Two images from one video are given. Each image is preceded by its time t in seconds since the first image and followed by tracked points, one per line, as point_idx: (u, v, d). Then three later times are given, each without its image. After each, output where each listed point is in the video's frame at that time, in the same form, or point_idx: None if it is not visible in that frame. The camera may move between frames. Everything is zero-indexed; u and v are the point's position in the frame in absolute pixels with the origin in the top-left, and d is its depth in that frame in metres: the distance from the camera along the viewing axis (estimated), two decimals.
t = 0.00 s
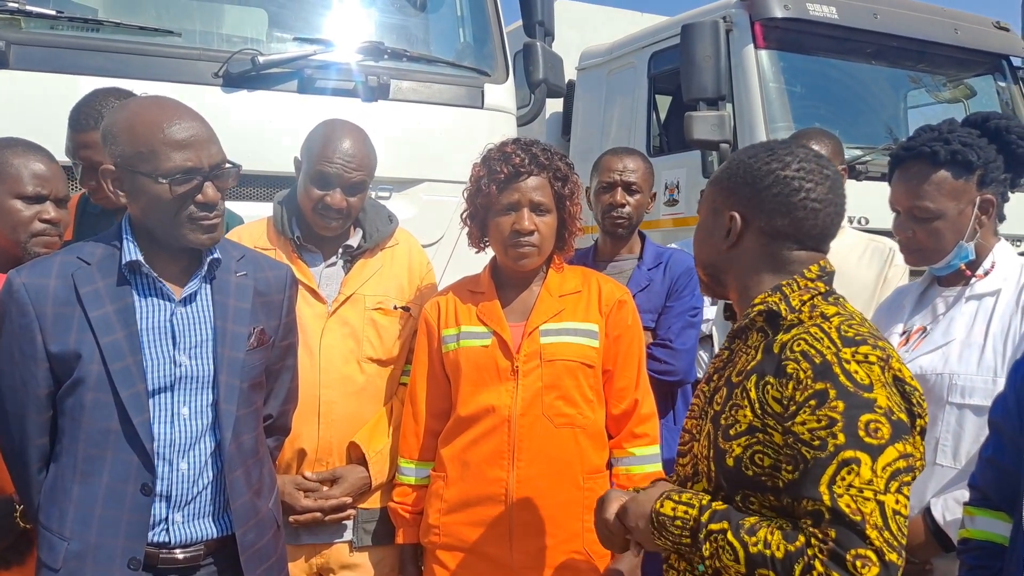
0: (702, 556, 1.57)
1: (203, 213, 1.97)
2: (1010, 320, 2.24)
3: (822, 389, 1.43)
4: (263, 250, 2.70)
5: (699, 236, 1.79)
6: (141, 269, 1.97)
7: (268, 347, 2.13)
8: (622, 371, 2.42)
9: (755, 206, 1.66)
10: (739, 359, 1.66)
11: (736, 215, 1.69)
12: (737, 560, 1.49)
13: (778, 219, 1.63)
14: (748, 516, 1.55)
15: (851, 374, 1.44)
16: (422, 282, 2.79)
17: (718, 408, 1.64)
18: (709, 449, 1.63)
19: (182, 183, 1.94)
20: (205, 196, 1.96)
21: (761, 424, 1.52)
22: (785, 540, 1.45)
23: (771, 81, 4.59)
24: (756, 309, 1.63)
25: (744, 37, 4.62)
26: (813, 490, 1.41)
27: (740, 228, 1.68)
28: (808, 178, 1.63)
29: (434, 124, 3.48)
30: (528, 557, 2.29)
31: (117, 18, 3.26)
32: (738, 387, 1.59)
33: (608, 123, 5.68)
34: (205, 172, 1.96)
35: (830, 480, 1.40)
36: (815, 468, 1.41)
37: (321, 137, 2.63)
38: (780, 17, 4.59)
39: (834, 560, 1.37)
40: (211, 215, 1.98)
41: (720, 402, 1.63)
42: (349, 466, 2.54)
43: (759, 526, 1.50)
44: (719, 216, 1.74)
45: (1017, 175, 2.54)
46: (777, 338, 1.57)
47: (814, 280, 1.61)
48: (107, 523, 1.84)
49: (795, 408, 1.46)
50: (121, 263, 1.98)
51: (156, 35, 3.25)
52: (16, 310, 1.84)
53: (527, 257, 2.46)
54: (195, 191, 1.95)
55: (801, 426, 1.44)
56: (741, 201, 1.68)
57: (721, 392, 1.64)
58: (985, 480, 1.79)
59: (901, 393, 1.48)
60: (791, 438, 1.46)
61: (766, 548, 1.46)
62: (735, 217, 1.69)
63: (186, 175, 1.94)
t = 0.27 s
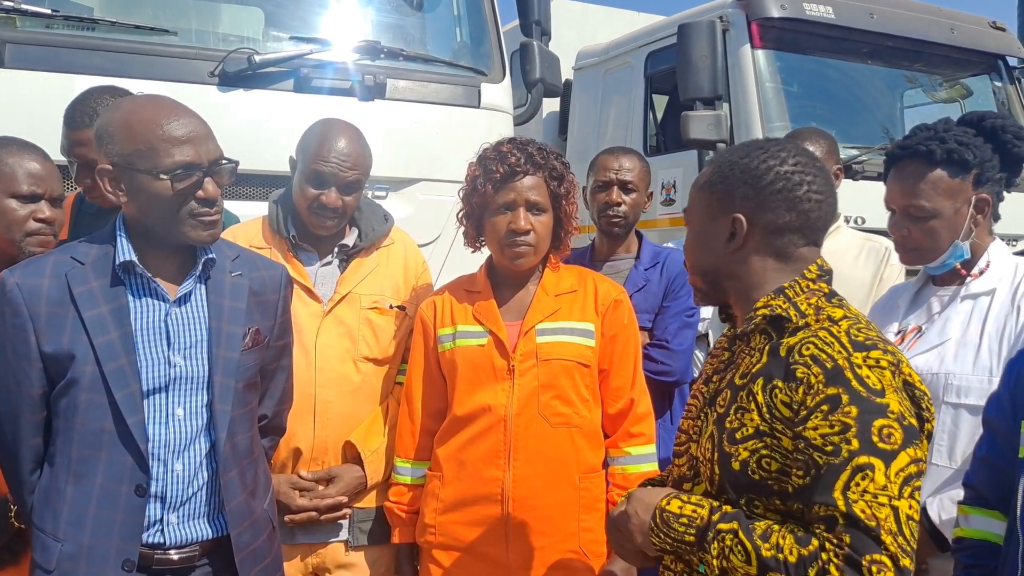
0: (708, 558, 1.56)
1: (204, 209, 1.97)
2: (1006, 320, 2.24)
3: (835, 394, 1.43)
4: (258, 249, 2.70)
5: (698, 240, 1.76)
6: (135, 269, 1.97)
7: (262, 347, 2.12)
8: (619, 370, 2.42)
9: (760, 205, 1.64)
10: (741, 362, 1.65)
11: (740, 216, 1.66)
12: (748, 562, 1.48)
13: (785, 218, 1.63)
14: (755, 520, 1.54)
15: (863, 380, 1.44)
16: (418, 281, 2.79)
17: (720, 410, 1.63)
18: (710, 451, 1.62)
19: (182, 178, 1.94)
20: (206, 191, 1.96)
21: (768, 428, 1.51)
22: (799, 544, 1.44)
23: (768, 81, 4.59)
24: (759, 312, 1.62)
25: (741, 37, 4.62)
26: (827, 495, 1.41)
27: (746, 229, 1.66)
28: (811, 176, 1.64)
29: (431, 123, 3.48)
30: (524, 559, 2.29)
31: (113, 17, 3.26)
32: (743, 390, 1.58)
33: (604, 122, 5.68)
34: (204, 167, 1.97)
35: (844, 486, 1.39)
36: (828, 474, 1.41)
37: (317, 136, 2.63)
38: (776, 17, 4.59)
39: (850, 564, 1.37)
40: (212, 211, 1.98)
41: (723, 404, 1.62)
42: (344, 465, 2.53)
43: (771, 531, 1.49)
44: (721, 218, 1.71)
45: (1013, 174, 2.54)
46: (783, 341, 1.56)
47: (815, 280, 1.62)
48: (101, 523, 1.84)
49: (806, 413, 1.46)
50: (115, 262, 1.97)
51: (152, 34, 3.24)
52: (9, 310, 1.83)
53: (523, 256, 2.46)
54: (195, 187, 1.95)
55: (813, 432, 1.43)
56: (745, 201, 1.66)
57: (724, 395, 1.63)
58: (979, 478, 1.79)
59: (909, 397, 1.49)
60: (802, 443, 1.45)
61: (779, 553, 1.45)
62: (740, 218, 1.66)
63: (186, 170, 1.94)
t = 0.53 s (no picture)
0: (714, 556, 1.53)
1: (197, 208, 1.97)
2: (1001, 320, 2.25)
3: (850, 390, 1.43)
4: (254, 249, 2.69)
5: (730, 229, 1.68)
6: (131, 269, 1.96)
7: (259, 348, 2.12)
8: (616, 370, 2.42)
9: (812, 202, 1.65)
10: (741, 358, 1.65)
11: (793, 209, 1.65)
12: (762, 561, 1.46)
13: (826, 219, 1.67)
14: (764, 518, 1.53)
15: (879, 375, 1.44)
16: (415, 280, 2.79)
17: (724, 406, 1.62)
18: (714, 449, 1.62)
19: (176, 177, 1.93)
20: (200, 190, 1.96)
21: (776, 423, 1.52)
22: (818, 540, 1.42)
23: (765, 81, 4.59)
24: (765, 310, 1.63)
25: (738, 37, 4.62)
26: (845, 491, 1.40)
27: (794, 227, 1.65)
28: (843, 179, 1.70)
29: (429, 123, 3.48)
30: (521, 559, 2.29)
31: (109, 17, 3.25)
32: (748, 386, 1.58)
33: (601, 122, 5.68)
34: (199, 167, 1.96)
35: (864, 482, 1.39)
36: (845, 470, 1.40)
37: (314, 136, 2.62)
38: (773, 17, 4.60)
39: (872, 559, 1.36)
40: (206, 210, 1.98)
41: (726, 400, 1.62)
42: (341, 465, 2.54)
43: (785, 528, 1.47)
44: (762, 213, 1.67)
45: (1008, 174, 2.55)
46: (789, 337, 1.57)
47: (822, 281, 1.64)
48: (97, 524, 1.84)
49: (820, 408, 1.45)
50: (111, 262, 1.97)
51: (149, 33, 3.24)
52: (4, 310, 1.82)
53: (520, 256, 2.46)
54: (189, 186, 1.94)
55: (828, 427, 1.43)
56: (793, 198, 1.65)
57: (726, 391, 1.64)
58: (975, 478, 1.80)
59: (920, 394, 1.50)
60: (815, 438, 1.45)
61: (797, 550, 1.44)
62: (792, 212, 1.65)
63: (180, 169, 1.94)
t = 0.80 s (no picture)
0: (734, 561, 1.49)
1: (171, 218, 1.94)
2: (998, 320, 2.26)
3: (872, 389, 1.44)
4: (250, 249, 2.69)
5: (744, 236, 1.68)
6: (125, 269, 1.95)
7: (254, 348, 2.12)
8: (612, 371, 2.43)
9: (826, 207, 1.68)
10: (749, 357, 1.65)
11: (809, 214, 1.66)
12: (788, 562, 1.43)
13: (823, 220, 1.68)
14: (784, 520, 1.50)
15: (898, 375, 1.46)
16: (411, 280, 2.79)
17: (733, 405, 1.62)
18: (723, 448, 1.61)
19: (153, 185, 1.91)
20: (174, 201, 1.94)
21: (791, 422, 1.53)
22: (845, 538, 1.41)
23: (761, 81, 4.60)
24: (776, 311, 1.64)
25: (733, 37, 4.63)
26: (871, 490, 1.40)
27: (810, 232, 1.67)
28: (851, 183, 1.73)
29: (424, 123, 3.47)
30: (518, 560, 2.28)
31: (105, 16, 3.24)
32: (760, 385, 1.58)
33: (597, 123, 5.68)
34: (177, 175, 1.94)
35: (888, 481, 1.39)
36: (871, 469, 1.40)
37: (310, 135, 2.62)
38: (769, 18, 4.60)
39: (902, 556, 1.36)
40: (180, 220, 1.96)
41: (736, 398, 1.61)
42: (336, 465, 2.53)
43: (808, 527, 1.45)
44: (779, 217, 1.67)
45: (1004, 176, 2.56)
46: (801, 336, 1.58)
47: (830, 283, 1.67)
48: (90, 524, 1.83)
49: (841, 408, 1.46)
50: (104, 263, 1.96)
51: (144, 33, 3.23)
52: None
53: (516, 256, 2.46)
54: (164, 195, 1.93)
55: (851, 426, 1.43)
56: (808, 203, 1.67)
57: (734, 389, 1.63)
58: (969, 479, 1.81)
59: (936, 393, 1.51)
60: (836, 437, 1.45)
61: (825, 548, 1.41)
62: (809, 218, 1.66)
63: (157, 177, 1.92)
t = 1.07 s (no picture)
0: (751, 566, 1.49)
1: (152, 223, 1.93)
2: (992, 320, 2.26)
3: (886, 395, 1.45)
4: (244, 249, 2.68)
5: (746, 239, 1.68)
6: (117, 269, 1.95)
7: (247, 349, 2.11)
8: (606, 372, 2.43)
9: (826, 212, 1.70)
10: (754, 360, 1.65)
11: (809, 219, 1.68)
12: (807, 568, 1.43)
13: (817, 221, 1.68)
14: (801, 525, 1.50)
15: (910, 381, 1.47)
16: (405, 281, 2.79)
17: (738, 409, 1.62)
18: (730, 452, 1.61)
19: (133, 190, 1.90)
20: (152, 205, 1.91)
21: (803, 428, 1.53)
22: (864, 542, 1.41)
23: (755, 82, 4.60)
24: (779, 315, 1.64)
25: (728, 38, 4.63)
26: (887, 496, 1.40)
27: (809, 237, 1.69)
28: (847, 187, 1.76)
29: (419, 124, 3.47)
30: (511, 561, 2.29)
31: (98, 16, 3.24)
32: (768, 390, 1.59)
33: (592, 124, 5.68)
34: (157, 180, 1.92)
35: (905, 486, 1.40)
36: (887, 475, 1.41)
37: (303, 135, 2.62)
38: (763, 19, 4.61)
39: (920, 560, 1.36)
40: (161, 224, 1.94)
41: (741, 402, 1.62)
42: (330, 466, 2.53)
43: (826, 532, 1.45)
44: (780, 222, 1.68)
45: (1002, 180, 2.57)
46: (808, 342, 1.59)
47: (831, 286, 1.69)
48: (82, 525, 1.83)
49: (855, 415, 1.47)
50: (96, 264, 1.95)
51: (137, 32, 3.22)
52: None
53: (511, 257, 2.46)
54: (142, 201, 1.91)
55: (866, 433, 1.44)
56: (808, 208, 1.69)
57: (739, 393, 1.63)
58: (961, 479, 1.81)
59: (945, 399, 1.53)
60: (851, 443, 1.45)
61: (843, 553, 1.41)
62: (809, 223, 1.68)
63: (138, 182, 1.91)
